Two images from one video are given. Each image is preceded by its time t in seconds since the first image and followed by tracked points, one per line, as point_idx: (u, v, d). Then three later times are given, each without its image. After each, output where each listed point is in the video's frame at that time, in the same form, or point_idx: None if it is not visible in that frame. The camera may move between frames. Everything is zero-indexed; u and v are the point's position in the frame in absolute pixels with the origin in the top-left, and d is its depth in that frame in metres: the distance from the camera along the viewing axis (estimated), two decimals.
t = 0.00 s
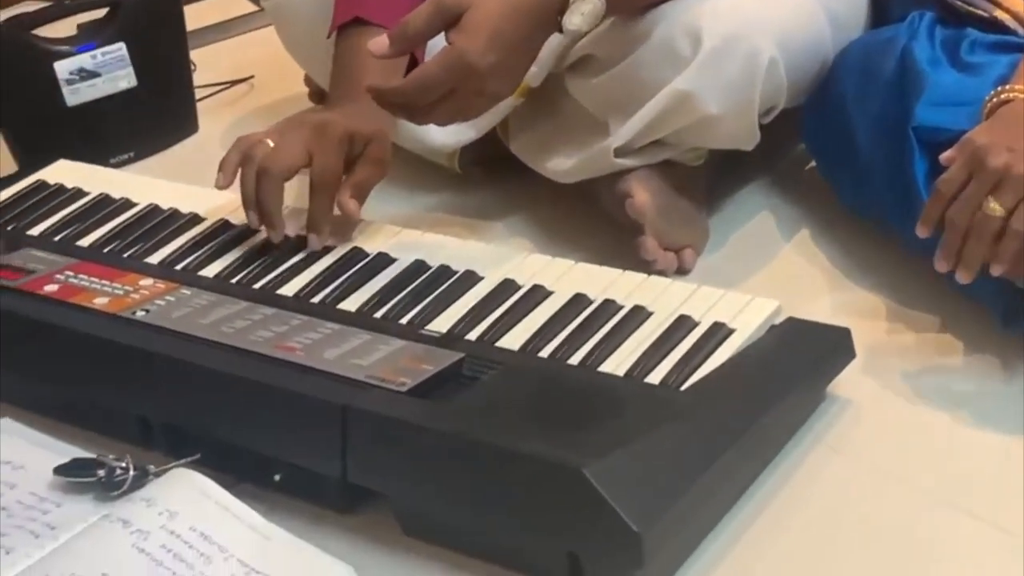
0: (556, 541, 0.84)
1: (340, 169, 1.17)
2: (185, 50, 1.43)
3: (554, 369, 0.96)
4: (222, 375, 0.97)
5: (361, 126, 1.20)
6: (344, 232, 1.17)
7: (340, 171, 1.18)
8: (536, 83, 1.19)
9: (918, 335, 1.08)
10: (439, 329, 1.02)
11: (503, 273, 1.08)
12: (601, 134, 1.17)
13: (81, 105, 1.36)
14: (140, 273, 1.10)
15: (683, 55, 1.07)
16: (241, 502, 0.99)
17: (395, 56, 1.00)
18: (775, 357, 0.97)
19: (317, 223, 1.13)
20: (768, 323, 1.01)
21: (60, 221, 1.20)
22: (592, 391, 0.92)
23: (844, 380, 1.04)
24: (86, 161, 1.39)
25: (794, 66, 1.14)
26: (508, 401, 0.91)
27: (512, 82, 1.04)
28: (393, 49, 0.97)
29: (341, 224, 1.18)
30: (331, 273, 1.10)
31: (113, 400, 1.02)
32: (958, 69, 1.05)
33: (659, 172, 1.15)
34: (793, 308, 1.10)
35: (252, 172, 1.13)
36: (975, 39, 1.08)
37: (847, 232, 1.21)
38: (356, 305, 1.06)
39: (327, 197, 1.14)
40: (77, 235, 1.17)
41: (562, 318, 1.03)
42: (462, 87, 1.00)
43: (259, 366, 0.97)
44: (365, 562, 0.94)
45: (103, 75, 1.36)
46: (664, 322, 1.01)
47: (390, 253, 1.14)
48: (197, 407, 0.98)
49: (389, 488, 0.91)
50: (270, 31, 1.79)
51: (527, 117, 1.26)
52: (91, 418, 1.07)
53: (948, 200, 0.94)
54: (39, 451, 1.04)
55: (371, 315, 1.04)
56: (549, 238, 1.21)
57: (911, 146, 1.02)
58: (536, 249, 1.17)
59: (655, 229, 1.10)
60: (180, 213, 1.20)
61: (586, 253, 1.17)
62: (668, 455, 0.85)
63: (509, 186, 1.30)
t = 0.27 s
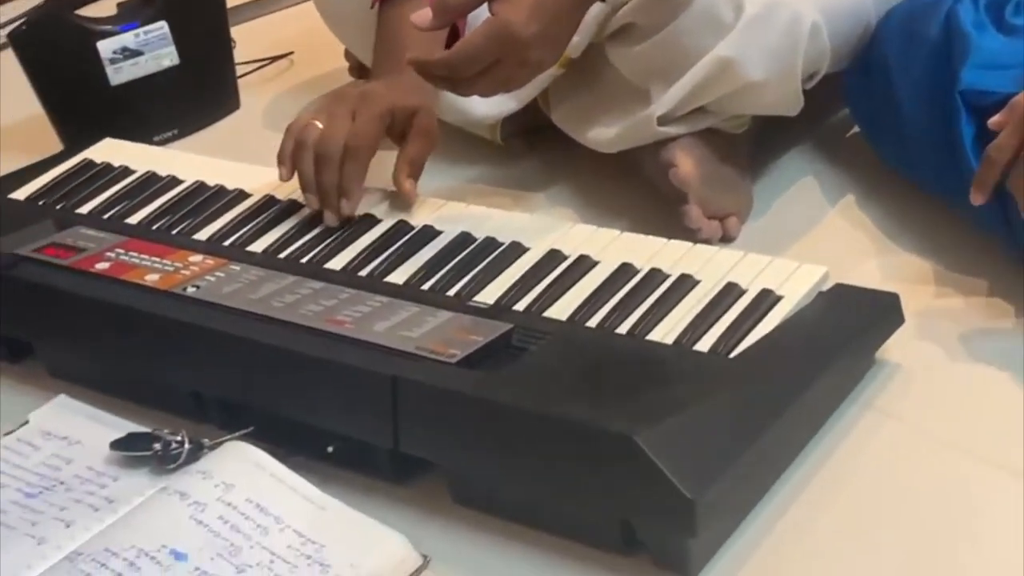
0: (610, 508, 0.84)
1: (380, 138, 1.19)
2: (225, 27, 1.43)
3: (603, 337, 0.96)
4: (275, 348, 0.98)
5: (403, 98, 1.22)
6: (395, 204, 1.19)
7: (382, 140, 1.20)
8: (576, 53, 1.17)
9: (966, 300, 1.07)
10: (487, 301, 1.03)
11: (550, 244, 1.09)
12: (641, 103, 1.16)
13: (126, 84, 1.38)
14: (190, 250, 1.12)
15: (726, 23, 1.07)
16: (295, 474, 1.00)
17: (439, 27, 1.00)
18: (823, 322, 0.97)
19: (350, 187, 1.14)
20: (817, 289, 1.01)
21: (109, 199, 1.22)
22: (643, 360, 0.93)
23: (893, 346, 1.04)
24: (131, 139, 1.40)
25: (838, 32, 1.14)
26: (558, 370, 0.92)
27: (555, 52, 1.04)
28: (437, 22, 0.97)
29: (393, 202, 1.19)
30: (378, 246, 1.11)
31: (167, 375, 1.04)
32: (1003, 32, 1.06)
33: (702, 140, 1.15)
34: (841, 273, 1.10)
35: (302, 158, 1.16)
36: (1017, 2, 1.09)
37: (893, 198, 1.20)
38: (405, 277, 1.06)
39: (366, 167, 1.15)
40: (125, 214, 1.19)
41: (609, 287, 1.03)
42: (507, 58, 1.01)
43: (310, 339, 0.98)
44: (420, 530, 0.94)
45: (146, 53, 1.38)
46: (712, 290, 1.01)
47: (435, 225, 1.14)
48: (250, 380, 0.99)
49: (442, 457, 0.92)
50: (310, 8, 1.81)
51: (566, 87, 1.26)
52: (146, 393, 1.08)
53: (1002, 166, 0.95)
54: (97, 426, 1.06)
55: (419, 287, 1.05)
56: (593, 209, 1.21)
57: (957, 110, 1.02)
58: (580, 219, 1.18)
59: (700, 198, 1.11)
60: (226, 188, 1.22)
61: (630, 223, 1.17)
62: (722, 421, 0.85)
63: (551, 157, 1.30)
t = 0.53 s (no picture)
0: (654, 486, 0.84)
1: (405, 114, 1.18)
2: (257, 11, 1.43)
3: (642, 316, 0.96)
4: (316, 332, 0.98)
5: (423, 73, 1.21)
6: (427, 188, 1.18)
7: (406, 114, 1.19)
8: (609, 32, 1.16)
9: (1007, 272, 1.07)
10: (525, 281, 1.03)
11: (586, 223, 1.09)
12: (676, 78, 1.16)
13: (161, 70, 1.38)
14: (229, 236, 1.12)
15: None
16: (339, 455, 1.00)
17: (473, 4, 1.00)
18: (864, 296, 0.97)
19: (383, 172, 1.14)
20: (856, 263, 1.00)
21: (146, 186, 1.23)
22: (683, 338, 0.93)
23: (933, 321, 1.04)
24: (167, 125, 1.41)
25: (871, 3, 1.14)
26: (598, 349, 0.92)
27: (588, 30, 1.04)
28: None
29: (426, 184, 1.19)
30: (414, 229, 1.11)
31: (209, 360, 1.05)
32: None
33: (737, 116, 1.15)
34: (880, 247, 1.09)
35: (329, 144, 1.16)
36: None
37: (930, 171, 1.19)
38: (442, 259, 1.07)
39: (394, 148, 1.15)
40: (162, 201, 1.20)
41: (647, 266, 1.03)
42: (542, 33, 1.01)
43: (350, 323, 0.98)
44: (464, 509, 0.95)
45: (179, 39, 1.38)
46: (750, 266, 1.01)
47: (471, 207, 1.15)
48: (292, 364, 1.00)
49: (485, 437, 0.92)
50: None
51: (599, 64, 1.26)
52: (189, 378, 1.09)
53: None
54: (141, 412, 1.07)
55: (456, 269, 1.05)
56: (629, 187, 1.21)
57: (994, 79, 1.02)
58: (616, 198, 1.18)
59: (737, 172, 1.10)
60: (263, 173, 1.23)
61: (666, 201, 1.17)
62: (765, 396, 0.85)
63: (585, 137, 1.30)
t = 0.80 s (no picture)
0: (693, 470, 0.84)
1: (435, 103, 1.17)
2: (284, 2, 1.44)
3: (677, 300, 0.97)
4: (352, 321, 0.99)
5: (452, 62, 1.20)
6: (460, 176, 1.19)
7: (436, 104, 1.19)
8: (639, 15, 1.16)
9: None
10: (560, 267, 1.03)
11: (620, 208, 1.09)
12: (708, 62, 1.16)
13: (191, 62, 1.39)
14: (263, 226, 1.13)
15: None
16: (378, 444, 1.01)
17: None
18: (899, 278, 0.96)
19: (414, 162, 1.14)
20: (891, 244, 1.00)
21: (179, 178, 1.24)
22: (721, 322, 0.93)
23: (969, 301, 1.03)
24: (198, 117, 1.42)
25: None
26: (635, 334, 0.92)
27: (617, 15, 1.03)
28: None
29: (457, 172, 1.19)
30: (447, 217, 1.11)
31: (247, 351, 1.05)
32: None
33: (769, 98, 1.14)
34: (914, 227, 1.09)
35: (361, 134, 1.16)
36: None
37: (963, 149, 1.19)
38: (476, 246, 1.07)
39: (425, 136, 1.15)
40: (197, 192, 1.21)
41: (682, 250, 1.03)
42: (572, 19, 1.01)
43: (386, 311, 0.99)
44: (503, 495, 0.95)
45: (208, 32, 1.38)
46: (785, 249, 1.01)
47: (506, 194, 1.15)
48: (329, 353, 1.00)
49: (523, 423, 0.92)
50: None
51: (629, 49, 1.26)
52: (227, 369, 1.10)
53: None
54: (181, 404, 1.08)
55: (490, 256, 1.06)
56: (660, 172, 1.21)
57: None
58: (649, 182, 1.18)
59: (769, 154, 1.10)
60: (297, 164, 1.23)
61: (697, 184, 1.17)
62: (802, 377, 0.85)
63: (615, 121, 1.30)
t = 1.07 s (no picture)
0: (725, 458, 0.84)
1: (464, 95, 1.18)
2: None
3: (706, 288, 0.97)
4: (383, 313, 0.99)
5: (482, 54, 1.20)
6: (486, 167, 1.19)
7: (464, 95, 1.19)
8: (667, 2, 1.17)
9: None
10: (589, 256, 1.04)
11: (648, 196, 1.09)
12: (734, 49, 1.16)
13: (217, 57, 1.40)
14: (293, 220, 1.14)
15: None
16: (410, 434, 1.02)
17: None
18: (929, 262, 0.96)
19: (443, 153, 1.15)
20: (920, 229, 1.00)
21: (208, 173, 1.25)
22: (752, 308, 0.93)
23: (999, 284, 1.03)
24: (225, 111, 1.43)
25: None
26: (665, 322, 0.93)
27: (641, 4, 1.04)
28: None
29: (484, 163, 1.20)
30: (475, 208, 1.12)
31: (280, 345, 1.06)
32: None
33: (795, 84, 1.14)
34: (942, 211, 1.09)
35: (390, 127, 1.16)
36: None
37: (990, 131, 1.18)
38: (505, 236, 1.08)
39: (454, 129, 1.15)
40: (227, 186, 1.22)
41: (711, 236, 1.03)
42: (596, 10, 1.01)
43: (417, 302, 0.99)
44: (535, 485, 0.96)
45: (233, 27, 1.39)
46: (814, 235, 1.01)
47: (533, 183, 1.15)
48: (360, 345, 1.01)
49: (554, 413, 0.93)
50: None
51: (655, 38, 1.26)
52: (259, 362, 1.11)
53: None
54: (215, 397, 1.09)
55: (520, 246, 1.06)
56: (687, 159, 1.21)
57: None
58: (675, 169, 1.18)
59: (796, 141, 1.10)
60: (325, 157, 1.24)
61: (724, 171, 1.17)
62: (833, 364, 0.85)
63: (640, 109, 1.30)
